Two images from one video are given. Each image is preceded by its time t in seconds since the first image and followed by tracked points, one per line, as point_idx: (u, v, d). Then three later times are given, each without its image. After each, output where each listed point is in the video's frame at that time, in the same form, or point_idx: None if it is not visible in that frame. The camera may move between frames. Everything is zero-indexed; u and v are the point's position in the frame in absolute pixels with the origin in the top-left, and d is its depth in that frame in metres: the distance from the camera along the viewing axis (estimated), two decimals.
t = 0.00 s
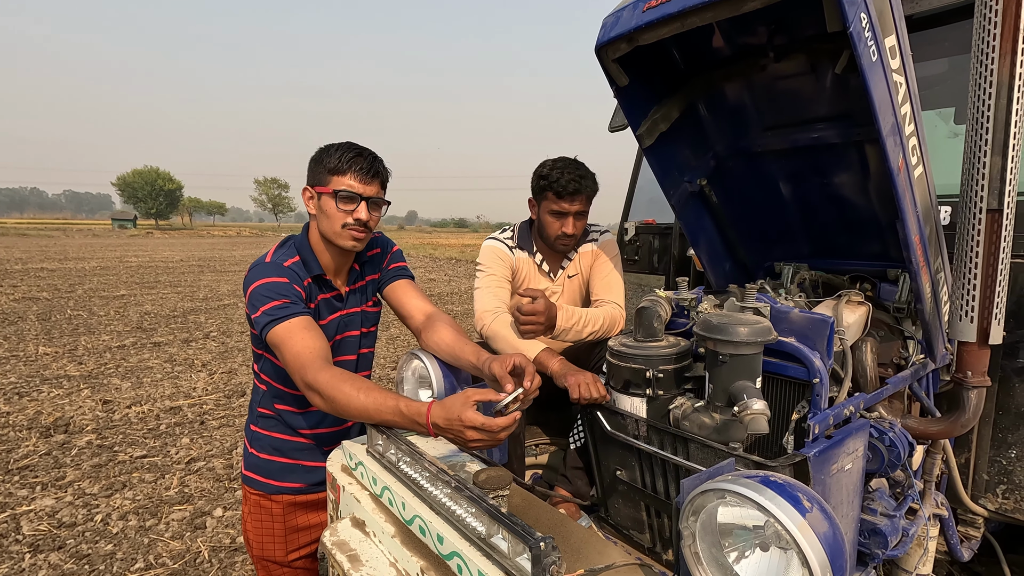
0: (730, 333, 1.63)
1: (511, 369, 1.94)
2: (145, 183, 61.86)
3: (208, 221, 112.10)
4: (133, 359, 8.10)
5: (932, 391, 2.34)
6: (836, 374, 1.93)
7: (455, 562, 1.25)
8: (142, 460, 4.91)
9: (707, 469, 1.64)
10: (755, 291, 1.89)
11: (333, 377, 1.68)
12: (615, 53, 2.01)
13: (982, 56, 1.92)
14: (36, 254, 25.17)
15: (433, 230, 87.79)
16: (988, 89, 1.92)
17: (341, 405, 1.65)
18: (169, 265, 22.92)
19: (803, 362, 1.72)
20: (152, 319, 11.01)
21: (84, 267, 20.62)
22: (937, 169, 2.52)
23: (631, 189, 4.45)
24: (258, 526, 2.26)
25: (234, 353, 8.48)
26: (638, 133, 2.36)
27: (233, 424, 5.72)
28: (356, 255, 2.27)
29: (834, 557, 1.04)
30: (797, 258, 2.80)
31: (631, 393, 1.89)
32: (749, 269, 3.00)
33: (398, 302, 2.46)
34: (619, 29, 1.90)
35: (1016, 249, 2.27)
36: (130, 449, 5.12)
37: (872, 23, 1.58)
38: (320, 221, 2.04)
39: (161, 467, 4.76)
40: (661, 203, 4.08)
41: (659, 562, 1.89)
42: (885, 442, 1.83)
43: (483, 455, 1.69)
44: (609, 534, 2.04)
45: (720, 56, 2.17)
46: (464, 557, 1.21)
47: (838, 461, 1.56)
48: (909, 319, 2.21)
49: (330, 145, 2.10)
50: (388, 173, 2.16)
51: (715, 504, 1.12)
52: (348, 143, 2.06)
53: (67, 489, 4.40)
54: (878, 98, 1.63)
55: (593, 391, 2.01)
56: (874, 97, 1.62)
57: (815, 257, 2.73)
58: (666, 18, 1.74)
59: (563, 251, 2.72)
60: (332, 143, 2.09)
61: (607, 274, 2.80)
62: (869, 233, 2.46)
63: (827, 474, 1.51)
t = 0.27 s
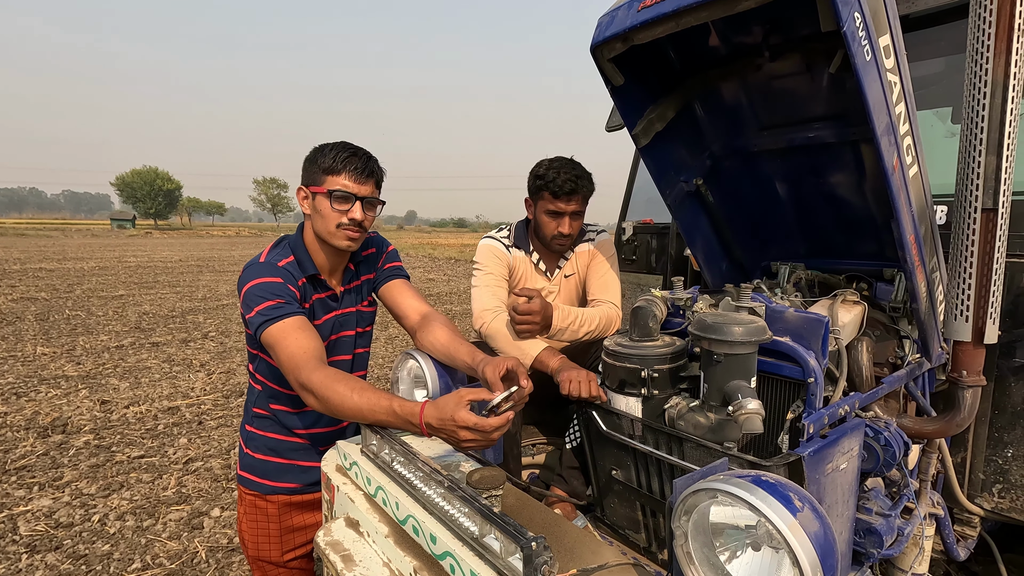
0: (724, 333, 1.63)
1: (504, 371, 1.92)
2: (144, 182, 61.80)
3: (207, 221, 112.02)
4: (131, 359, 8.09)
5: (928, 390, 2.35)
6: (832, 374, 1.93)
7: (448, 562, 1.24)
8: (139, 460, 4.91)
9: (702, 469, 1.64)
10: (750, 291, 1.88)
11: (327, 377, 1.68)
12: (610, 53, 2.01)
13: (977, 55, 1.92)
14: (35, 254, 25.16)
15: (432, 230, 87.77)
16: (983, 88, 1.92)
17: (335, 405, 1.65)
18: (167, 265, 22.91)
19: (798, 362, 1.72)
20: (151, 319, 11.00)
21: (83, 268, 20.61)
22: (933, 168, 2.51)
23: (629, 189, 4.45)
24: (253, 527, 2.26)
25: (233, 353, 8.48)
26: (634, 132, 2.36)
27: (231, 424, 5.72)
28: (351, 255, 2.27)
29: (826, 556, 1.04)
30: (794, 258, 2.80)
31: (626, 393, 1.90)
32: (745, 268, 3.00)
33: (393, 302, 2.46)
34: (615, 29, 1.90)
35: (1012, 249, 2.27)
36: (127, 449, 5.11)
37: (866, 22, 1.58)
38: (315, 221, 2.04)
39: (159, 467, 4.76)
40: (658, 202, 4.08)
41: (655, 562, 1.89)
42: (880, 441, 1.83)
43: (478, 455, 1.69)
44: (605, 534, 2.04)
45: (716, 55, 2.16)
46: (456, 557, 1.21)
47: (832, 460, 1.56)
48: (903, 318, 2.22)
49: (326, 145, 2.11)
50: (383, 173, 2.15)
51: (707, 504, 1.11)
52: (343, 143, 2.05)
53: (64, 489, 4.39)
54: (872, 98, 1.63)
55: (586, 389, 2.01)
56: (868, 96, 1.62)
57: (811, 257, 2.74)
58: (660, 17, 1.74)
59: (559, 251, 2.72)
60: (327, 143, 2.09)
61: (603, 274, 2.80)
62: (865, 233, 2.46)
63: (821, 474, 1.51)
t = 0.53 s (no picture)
0: (724, 332, 1.63)
1: (505, 371, 1.92)
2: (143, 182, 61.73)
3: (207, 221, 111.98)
4: (131, 359, 8.09)
5: (928, 390, 2.35)
6: (832, 374, 1.94)
7: (449, 561, 1.25)
8: (140, 460, 4.91)
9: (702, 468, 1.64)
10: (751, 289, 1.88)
11: (327, 377, 1.68)
12: (611, 53, 2.01)
13: (977, 55, 1.92)
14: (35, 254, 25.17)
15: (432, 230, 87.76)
16: (982, 88, 1.92)
17: (335, 405, 1.65)
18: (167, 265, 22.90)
19: (798, 361, 1.72)
20: (151, 319, 11.00)
21: (83, 267, 20.60)
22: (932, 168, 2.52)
23: (629, 189, 4.45)
24: (253, 526, 2.26)
25: (233, 352, 8.47)
26: (634, 132, 2.36)
27: (231, 424, 5.72)
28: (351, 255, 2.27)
29: (826, 555, 1.04)
30: (794, 258, 2.81)
31: (626, 393, 1.90)
32: (745, 268, 3.01)
33: (394, 302, 2.46)
34: (615, 29, 1.90)
35: (1012, 248, 2.27)
36: (127, 449, 5.11)
37: (866, 22, 1.58)
38: (318, 222, 2.04)
39: (159, 467, 4.76)
40: (658, 202, 4.08)
41: (655, 561, 1.89)
42: (880, 441, 1.83)
43: (478, 454, 1.69)
44: (605, 533, 2.04)
45: (716, 55, 2.17)
46: (457, 557, 1.21)
47: (832, 460, 1.56)
48: (903, 318, 2.22)
49: (328, 145, 2.10)
50: (384, 174, 2.16)
51: (707, 503, 1.12)
52: (346, 144, 2.05)
53: (65, 489, 4.39)
54: (872, 98, 1.63)
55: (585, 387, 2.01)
56: (868, 96, 1.62)
57: (811, 256, 2.74)
58: (661, 17, 1.74)
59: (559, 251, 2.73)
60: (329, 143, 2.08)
61: (604, 274, 2.80)
62: (865, 233, 2.46)
63: (822, 473, 1.51)
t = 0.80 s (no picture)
0: (724, 331, 1.63)
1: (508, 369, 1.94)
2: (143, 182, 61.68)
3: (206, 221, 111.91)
4: (131, 359, 8.09)
5: (927, 389, 2.35)
6: (831, 373, 1.94)
7: (450, 559, 1.25)
8: (140, 459, 4.91)
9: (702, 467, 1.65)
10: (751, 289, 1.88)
11: (328, 376, 1.69)
12: (611, 52, 2.01)
13: (977, 54, 1.92)
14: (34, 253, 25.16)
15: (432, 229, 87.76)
16: (982, 87, 1.92)
17: (336, 403, 1.66)
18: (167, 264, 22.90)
19: (797, 360, 1.72)
20: (151, 319, 11.00)
21: (82, 267, 20.60)
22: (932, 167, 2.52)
23: (629, 189, 4.45)
24: (253, 525, 2.26)
25: (233, 352, 8.47)
26: (634, 132, 2.36)
27: (231, 423, 5.72)
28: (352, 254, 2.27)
29: (826, 553, 1.04)
30: (794, 257, 2.81)
31: (626, 391, 1.90)
32: (745, 268, 3.01)
33: (394, 301, 2.47)
34: (615, 28, 1.91)
35: (1011, 247, 2.28)
36: (127, 449, 5.12)
37: (866, 22, 1.59)
38: (323, 224, 2.04)
39: (160, 466, 4.77)
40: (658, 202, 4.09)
41: (655, 560, 1.90)
42: (879, 439, 1.84)
43: (479, 453, 1.69)
44: (605, 532, 2.05)
45: (717, 54, 2.17)
46: (458, 555, 1.22)
47: (832, 458, 1.57)
48: (903, 317, 2.23)
49: (331, 145, 2.07)
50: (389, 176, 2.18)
51: (707, 501, 1.12)
52: (353, 146, 2.05)
53: (65, 489, 4.39)
54: (872, 97, 1.64)
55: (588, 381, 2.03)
56: (868, 96, 1.63)
57: (811, 256, 2.74)
58: (661, 16, 1.74)
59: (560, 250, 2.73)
60: (334, 143, 2.07)
61: (604, 273, 2.80)
62: (865, 232, 2.47)
63: (821, 471, 1.52)
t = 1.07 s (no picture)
0: (726, 330, 1.62)
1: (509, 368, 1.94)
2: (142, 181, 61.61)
3: (205, 220, 111.78)
4: (130, 358, 8.07)
5: (927, 389, 2.35)
6: (832, 372, 1.94)
7: (450, 559, 1.25)
8: (139, 459, 4.91)
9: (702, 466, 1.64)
10: (751, 288, 1.88)
11: (329, 375, 1.68)
12: (611, 51, 2.01)
13: (978, 54, 1.92)
14: (33, 253, 25.14)
15: (431, 229, 87.74)
16: (983, 86, 1.92)
17: (336, 403, 1.66)
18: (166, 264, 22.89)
19: (798, 360, 1.72)
20: (150, 319, 10.98)
21: (82, 267, 20.59)
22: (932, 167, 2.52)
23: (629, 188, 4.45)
24: (253, 525, 2.26)
25: (232, 352, 8.46)
26: (634, 131, 2.36)
27: (231, 423, 5.71)
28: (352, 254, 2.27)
29: (828, 553, 1.04)
30: (794, 257, 2.81)
31: (627, 391, 1.90)
32: (745, 267, 3.01)
33: (394, 300, 2.46)
34: (615, 27, 1.90)
35: (1012, 247, 2.28)
36: (127, 448, 5.11)
37: (867, 21, 1.58)
38: (323, 223, 2.03)
39: (159, 466, 4.76)
40: (658, 201, 4.08)
41: (655, 559, 1.90)
42: (880, 438, 1.84)
43: (479, 453, 1.69)
44: (606, 532, 2.05)
45: (717, 54, 2.17)
46: (459, 555, 1.21)
47: (833, 458, 1.57)
48: (903, 317, 2.22)
49: (331, 144, 2.07)
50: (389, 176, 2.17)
51: (709, 500, 1.12)
52: (353, 146, 2.04)
53: (64, 488, 4.39)
54: (873, 97, 1.63)
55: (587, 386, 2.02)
56: (869, 95, 1.62)
57: (811, 255, 2.74)
58: (662, 15, 1.74)
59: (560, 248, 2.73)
60: (334, 143, 2.06)
61: (604, 273, 2.80)
62: (865, 232, 2.47)
63: (822, 471, 1.52)
